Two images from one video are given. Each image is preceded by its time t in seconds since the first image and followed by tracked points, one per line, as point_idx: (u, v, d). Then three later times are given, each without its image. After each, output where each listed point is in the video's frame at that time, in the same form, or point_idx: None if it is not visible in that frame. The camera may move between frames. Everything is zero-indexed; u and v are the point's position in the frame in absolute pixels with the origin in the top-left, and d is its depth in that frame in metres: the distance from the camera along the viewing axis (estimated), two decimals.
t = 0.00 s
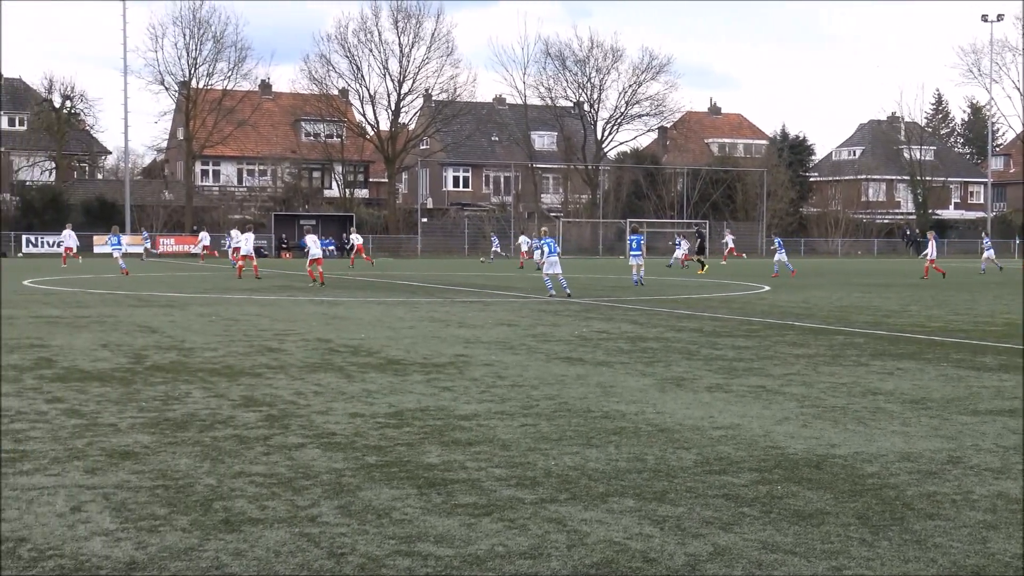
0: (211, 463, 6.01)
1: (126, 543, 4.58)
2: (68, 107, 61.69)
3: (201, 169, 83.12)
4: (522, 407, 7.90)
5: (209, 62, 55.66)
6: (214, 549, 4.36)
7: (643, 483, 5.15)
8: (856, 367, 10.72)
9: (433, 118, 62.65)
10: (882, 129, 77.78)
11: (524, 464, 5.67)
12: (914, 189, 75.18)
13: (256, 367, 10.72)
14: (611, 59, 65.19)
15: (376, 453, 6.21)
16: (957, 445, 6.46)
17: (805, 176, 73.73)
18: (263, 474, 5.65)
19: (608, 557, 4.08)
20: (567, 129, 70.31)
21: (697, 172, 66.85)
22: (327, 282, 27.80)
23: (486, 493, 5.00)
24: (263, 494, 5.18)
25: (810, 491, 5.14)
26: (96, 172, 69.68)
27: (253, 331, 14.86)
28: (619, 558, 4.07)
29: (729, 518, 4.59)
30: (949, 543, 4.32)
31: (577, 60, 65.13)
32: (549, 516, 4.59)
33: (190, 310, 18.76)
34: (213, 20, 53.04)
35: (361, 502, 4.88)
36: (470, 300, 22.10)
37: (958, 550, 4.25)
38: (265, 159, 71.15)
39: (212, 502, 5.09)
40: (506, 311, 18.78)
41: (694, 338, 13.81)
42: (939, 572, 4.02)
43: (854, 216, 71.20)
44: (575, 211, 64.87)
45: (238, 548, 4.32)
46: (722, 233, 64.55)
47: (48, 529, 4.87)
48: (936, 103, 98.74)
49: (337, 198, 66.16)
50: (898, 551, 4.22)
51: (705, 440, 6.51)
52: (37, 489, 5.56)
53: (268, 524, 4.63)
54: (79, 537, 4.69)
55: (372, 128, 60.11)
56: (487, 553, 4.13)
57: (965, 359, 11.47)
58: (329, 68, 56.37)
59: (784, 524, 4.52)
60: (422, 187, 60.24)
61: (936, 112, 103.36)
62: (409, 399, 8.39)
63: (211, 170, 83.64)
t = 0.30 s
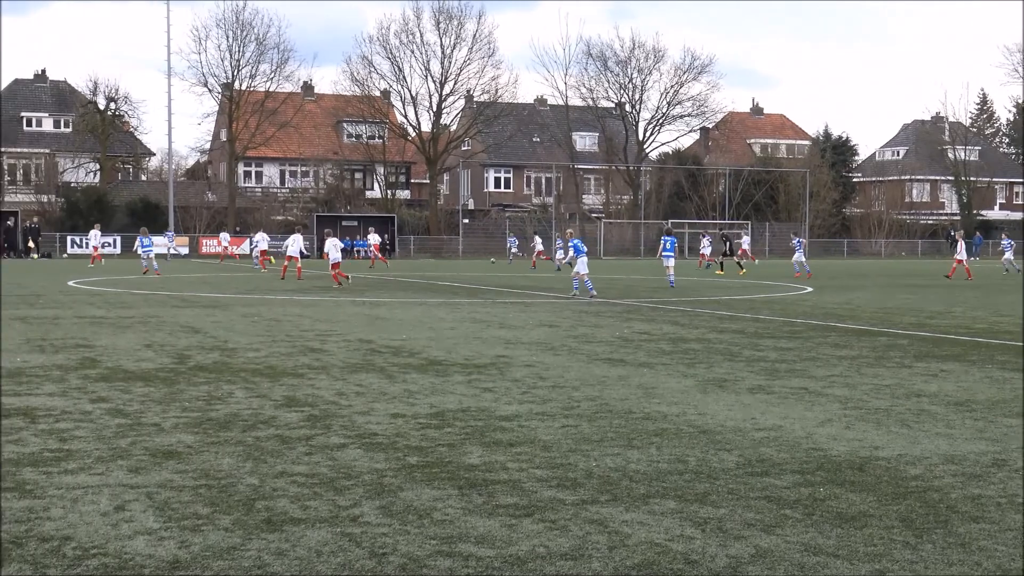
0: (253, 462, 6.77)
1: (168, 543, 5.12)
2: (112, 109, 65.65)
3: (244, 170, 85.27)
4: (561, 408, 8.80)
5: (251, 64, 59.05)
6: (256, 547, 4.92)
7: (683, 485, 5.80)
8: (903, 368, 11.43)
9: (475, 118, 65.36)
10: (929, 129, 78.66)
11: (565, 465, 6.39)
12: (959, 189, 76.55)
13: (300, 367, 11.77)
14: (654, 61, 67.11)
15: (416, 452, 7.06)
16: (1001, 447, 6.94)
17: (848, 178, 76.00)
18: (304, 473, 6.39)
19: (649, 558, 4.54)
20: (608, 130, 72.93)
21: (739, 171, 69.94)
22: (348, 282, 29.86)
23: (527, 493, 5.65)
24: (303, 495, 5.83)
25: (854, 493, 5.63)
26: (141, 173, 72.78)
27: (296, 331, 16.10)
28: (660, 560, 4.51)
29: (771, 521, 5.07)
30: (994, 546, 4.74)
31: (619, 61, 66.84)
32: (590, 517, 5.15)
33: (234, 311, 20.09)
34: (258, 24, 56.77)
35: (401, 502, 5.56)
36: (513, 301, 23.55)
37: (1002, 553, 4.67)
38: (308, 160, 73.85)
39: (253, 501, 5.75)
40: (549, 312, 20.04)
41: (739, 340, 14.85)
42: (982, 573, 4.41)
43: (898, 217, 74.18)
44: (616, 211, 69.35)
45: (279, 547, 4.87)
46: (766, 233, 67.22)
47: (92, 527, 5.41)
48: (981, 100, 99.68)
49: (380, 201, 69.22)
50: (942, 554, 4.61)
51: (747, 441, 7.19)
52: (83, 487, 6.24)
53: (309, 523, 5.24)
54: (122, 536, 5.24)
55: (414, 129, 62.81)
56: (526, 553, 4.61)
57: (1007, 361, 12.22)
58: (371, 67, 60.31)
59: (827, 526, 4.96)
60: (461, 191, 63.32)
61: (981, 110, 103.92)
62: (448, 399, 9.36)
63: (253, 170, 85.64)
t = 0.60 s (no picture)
0: (303, 462, 7.15)
1: (219, 542, 5.40)
2: (166, 111, 66.95)
3: (295, 172, 86.08)
4: (613, 409, 9.19)
5: (301, 66, 60.70)
6: (307, 547, 5.29)
7: (733, 486, 6.40)
8: (956, 370, 11.89)
9: (526, 119, 66.69)
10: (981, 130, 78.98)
11: (614, 466, 6.98)
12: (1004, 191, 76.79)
13: (349, 368, 12.08)
14: (703, 60, 67.51)
15: (467, 452, 7.57)
16: None
17: (900, 179, 79.10)
18: (354, 473, 6.85)
19: (699, 560, 5.08)
20: (657, 130, 74.30)
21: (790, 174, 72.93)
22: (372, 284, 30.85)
23: (576, 495, 6.27)
24: (353, 495, 6.26)
25: (905, 495, 6.16)
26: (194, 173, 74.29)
27: (346, 331, 16.43)
28: (710, 562, 5.05)
29: (821, 523, 5.62)
30: None
31: (670, 61, 67.43)
32: (640, 519, 5.73)
33: (283, 311, 20.43)
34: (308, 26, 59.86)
35: (452, 502, 6.12)
36: (560, 301, 24.04)
37: None
38: (360, 161, 75.12)
39: (303, 501, 6.14)
40: (598, 312, 20.45)
41: (790, 341, 15.23)
42: None
43: (950, 219, 76.67)
44: (666, 212, 71.80)
45: (330, 548, 5.27)
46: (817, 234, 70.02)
47: (145, 526, 5.65)
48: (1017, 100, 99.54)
49: (428, 202, 70.99)
50: (995, 558, 5.15)
51: (799, 443, 7.70)
52: (135, 487, 6.49)
53: (360, 523, 5.69)
54: (174, 534, 5.50)
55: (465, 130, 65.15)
56: (577, 555, 5.16)
57: None
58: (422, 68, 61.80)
59: (878, 529, 5.50)
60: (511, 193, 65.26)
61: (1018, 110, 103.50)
62: (497, 400, 9.74)
63: (305, 172, 86.40)
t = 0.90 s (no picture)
0: (343, 462, 7.23)
1: (259, 541, 5.49)
2: (206, 113, 68.02)
3: (336, 173, 86.25)
4: (651, 410, 9.17)
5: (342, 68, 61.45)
6: (346, 547, 5.36)
7: (774, 489, 6.35)
8: (1000, 372, 11.72)
9: (565, 120, 66.73)
10: None
11: (655, 467, 6.95)
12: None
13: (389, 368, 12.18)
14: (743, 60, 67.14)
15: (505, 454, 7.57)
16: None
17: (942, 178, 78.28)
18: (392, 473, 6.91)
19: (739, 562, 5.07)
20: (697, 130, 73.99)
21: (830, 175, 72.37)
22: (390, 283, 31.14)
23: (615, 496, 6.26)
24: (392, 496, 6.32)
25: (945, 498, 6.08)
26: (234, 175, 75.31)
27: (386, 332, 16.54)
28: (751, 564, 5.04)
29: (862, 525, 5.56)
30: None
31: (709, 61, 66.99)
32: (680, 520, 5.72)
33: (325, 312, 20.60)
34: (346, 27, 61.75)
35: (491, 503, 6.14)
36: (598, 302, 24.03)
37: None
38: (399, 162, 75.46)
39: (343, 501, 6.22)
40: (637, 313, 20.40)
41: (830, 342, 15.08)
42: None
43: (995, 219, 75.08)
44: (706, 213, 71.04)
45: (370, 547, 5.33)
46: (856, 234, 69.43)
47: (185, 526, 5.75)
48: None
49: (468, 202, 71.35)
50: None
51: (840, 444, 7.62)
52: (176, 487, 6.60)
53: (398, 524, 5.74)
54: (214, 534, 5.58)
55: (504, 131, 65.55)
56: (616, 556, 5.17)
57: None
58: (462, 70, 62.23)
59: (919, 532, 5.44)
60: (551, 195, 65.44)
61: None
62: (537, 402, 9.75)
63: (345, 173, 86.48)
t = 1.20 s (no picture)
0: (392, 463, 7.32)
1: (310, 541, 5.60)
2: (256, 115, 69.10)
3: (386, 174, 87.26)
4: (699, 412, 9.13)
5: (390, 69, 61.95)
6: (395, 547, 5.44)
7: (825, 491, 6.30)
8: None
9: (614, 121, 66.51)
10: None
11: (704, 469, 6.93)
12: None
13: (437, 369, 12.30)
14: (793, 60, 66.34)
15: (553, 456, 7.59)
16: None
17: (996, 177, 76.55)
18: (441, 474, 6.99)
19: (789, 565, 5.06)
20: (746, 131, 73.34)
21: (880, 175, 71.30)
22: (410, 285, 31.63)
23: (665, 498, 6.26)
24: (441, 496, 6.39)
25: (998, 502, 6.00)
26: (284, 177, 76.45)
27: (434, 333, 16.66)
28: (801, 566, 5.02)
29: (914, 529, 5.50)
30: None
31: (758, 61, 66.28)
32: (728, 522, 5.73)
33: (375, 313, 20.78)
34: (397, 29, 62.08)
35: (538, 504, 6.18)
36: (648, 303, 23.90)
37: None
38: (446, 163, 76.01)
39: (393, 502, 6.30)
40: (687, 315, 20.25)
41: (881, 344, 14.83)
42: None
43: None
44: (756, 214, 70.38)
45: (418, 548, 5.41)
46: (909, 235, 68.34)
47: (236, 525, 5.87)
48: None
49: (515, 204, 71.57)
50: None
51: (890, 447, 7.54)
52: (228, 486, 6.74)
53: (447, 525, 5.81)
54: (264, 534, 5.70)
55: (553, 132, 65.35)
56: (664, 559, 5.18)
57: None
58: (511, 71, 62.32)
59: (971, 536, 5.38)
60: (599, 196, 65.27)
61: None
62: (584, 403, 9.75)
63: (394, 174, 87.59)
